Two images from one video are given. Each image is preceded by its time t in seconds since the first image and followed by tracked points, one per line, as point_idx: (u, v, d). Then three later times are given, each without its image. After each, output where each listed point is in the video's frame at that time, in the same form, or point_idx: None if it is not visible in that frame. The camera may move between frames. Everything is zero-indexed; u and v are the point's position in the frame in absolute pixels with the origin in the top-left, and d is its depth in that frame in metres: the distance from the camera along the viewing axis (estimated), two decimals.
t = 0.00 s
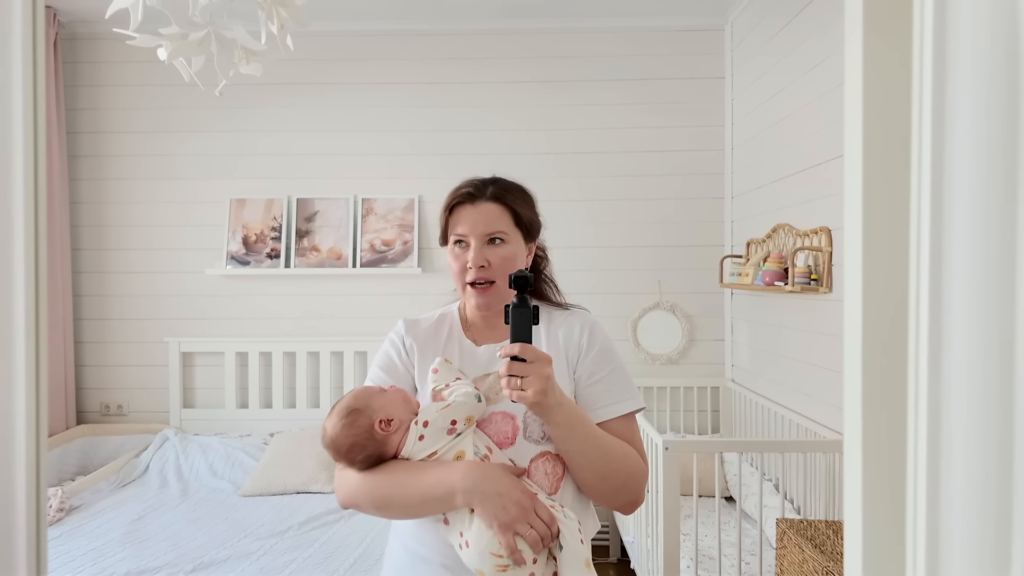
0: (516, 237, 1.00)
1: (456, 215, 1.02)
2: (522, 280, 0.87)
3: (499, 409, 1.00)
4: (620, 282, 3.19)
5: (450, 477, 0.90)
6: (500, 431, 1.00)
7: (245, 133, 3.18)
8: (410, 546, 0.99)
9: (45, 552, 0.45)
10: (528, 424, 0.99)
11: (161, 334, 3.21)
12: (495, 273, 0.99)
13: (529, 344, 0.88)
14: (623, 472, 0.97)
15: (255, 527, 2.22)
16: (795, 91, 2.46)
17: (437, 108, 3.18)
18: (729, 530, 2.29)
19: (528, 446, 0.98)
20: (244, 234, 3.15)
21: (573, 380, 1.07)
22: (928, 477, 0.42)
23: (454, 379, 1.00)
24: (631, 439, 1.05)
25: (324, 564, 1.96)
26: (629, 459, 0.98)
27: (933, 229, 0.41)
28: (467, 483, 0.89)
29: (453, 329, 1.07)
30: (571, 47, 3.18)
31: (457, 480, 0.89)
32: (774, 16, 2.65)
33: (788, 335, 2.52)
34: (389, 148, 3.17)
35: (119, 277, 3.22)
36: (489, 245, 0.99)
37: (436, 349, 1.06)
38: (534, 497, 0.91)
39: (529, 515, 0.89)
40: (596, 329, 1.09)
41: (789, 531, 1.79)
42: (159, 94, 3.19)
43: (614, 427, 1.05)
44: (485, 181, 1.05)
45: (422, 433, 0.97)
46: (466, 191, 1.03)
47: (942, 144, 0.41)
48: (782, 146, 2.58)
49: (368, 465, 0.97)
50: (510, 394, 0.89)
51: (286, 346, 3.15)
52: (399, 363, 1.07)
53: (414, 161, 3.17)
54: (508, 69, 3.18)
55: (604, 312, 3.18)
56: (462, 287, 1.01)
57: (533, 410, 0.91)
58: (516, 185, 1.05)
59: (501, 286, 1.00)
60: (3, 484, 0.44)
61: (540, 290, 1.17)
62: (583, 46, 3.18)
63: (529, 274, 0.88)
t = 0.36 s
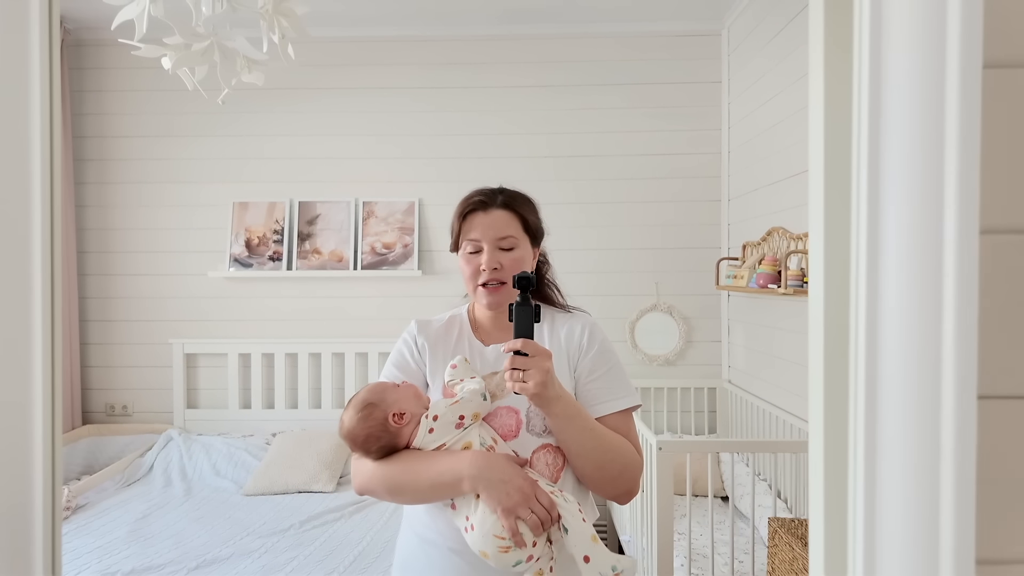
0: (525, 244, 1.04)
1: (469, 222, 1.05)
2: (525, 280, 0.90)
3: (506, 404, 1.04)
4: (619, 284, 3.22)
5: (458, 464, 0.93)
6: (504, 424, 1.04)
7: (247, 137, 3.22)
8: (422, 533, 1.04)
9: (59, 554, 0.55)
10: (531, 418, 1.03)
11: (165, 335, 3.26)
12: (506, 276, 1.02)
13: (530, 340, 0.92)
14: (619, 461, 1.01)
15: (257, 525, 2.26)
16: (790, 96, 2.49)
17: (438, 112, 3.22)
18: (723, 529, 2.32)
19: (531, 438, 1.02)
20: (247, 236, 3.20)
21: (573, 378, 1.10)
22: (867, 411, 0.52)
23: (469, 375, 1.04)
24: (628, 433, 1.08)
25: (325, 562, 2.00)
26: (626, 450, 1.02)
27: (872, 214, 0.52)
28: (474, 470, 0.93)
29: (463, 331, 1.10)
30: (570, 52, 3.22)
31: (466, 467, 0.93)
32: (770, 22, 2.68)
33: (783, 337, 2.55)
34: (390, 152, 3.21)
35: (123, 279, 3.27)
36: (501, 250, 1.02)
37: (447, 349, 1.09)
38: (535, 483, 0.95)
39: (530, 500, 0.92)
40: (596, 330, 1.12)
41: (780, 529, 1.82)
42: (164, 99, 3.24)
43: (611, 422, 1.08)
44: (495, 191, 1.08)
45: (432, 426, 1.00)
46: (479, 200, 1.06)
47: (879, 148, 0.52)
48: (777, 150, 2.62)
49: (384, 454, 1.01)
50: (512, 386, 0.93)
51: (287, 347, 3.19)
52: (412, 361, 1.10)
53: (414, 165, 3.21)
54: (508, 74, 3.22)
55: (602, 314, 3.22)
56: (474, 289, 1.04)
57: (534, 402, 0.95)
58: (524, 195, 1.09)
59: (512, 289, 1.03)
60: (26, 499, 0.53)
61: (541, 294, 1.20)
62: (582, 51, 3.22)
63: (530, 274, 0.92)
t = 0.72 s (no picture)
0: (537, 252, 1.07)
1: (485, 225, 1.06)
2: (528, 280, 0.93)
3: (506, 399, 1.06)
4: (617, 284, 3.24)
5: (461, 457, 0.96)
6: (505, 418, 1.06)
7: (247, 138, 3.25)
8: (426, 523, 1.06)
9: (62, 556, 0.58)
10: (531, 412, 1.05)
11: (167, 335, 3.29)
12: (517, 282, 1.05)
13: (532, 337, 0.94)
14: (615, 451, 1.03)
15: (257, 522, 2.29)
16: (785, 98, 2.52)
17: (437, 113, 3.24)
18: (718, 527, 2.34)
19: (530, 432, 1.05)
20: (248, 237, 3.23)
21: (570, 375, 1.12)
22: (828, 399, 0.56)
23: (470, 375, 1.06)
24: (625, 427, 1.11)
25: (324, 558, 2.02)
26: (622, 442, 1.04)
27: (831, 216, 0.56)
28: (477, 463, 0.95)
29: (464, 331, 1.12)
30: (568, 53, 3.24)
31: (468, 460, 0.95)
32: (765, 24, 2.71)
33: (778, 337, 2.57)
34: (390, 153, 3.24)
35: (126, 279, 3.30)
36: (515, 257, 1.05)
37: (448, 348, 1.11)
38: (535, 474, 0.98)
39: (531, 491, 0.95)
40: (592, 329, 1.14)
41: (773, 527, 1.84)
42: (166, 101, 3.27)
43: (606, 416, 1.10)
44: (512, 197, 1.10)
45: (437, 421, 1.02)
46: (498, 206, 1.07)
47: (838, 154, 0.56)
48: (773, 151, 2.64)
49: (391, 447, 1.02)
50: (514, 381, 0.95)
51: (288, 346, 3.22)
52: (416, 360, 1.12)
53: (414, 166, 3.24)
54: (507, 76, 3.24)
55: (600, 314, 3.24)
56: (484, 291, 1.06)
57: (535, 396, 0.97)
58: (537, 205, 1.11)
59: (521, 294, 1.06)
60: (30, 502, 0.56)
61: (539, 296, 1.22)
62: (580, 52, 3.24)
63: (533, 275, 0.95)
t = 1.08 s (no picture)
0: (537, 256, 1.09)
1: (487, 231, 1.06)
2: (528, 281, 0.94)
3: (502, 398, 1.07)
4: (615, 284, 3.25)
5: (462, 452, 0.97)
6: (501, 415, 1.08)
7: (246, 139, 3.27)
8: (423, 517, 1.08)
9: (62, 554, 0.59)
10: (528, 409, 1.07)
11: (167, 334, 3.30)
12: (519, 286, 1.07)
13: (532, 335, 0.95)
14: (608, 447, 1.04)
15: (256, 521, 2.30)
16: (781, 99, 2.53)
17: (436, 114, 3.25)
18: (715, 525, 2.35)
19: (526, 429, 1.06)
20: (247, 237, 3.24)
21: (565, 374, 1.13)
22: (807, 392, 0.58)
23: (468, 375, 1.07)
24: (619, 425, 1.12)
25: (322, 556, 2.04)
26: (616, 439, 1.05)
27: (810, 211, 0.57)
28: (477, 457, 0.96)
29: (462, 328, 1.12)
30: (566, 54, 3.25)
31: (469, 455, 0.96)
32: (762, 26, 2.72)
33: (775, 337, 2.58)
34: (389, 153, 3.25)
35: (126, 279, 3.31)
36: (516, 261, 1.06)
37: (447, 346, 1.11)
38: (534, 470, 0.99)
39: (530, 485, 0.96)
40: (587, 329, 1.16)
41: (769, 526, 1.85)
42: (166, 102, 3.28)
43: (601, 413, 1.12)
44: (511, 202, 1.10)
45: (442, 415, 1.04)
46: (499, 211, 1.07)
47: (818, 158, 0.57)
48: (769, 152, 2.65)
49: (400, 437, 1.02)
50: (513, 379, 0.96)
51: (288, 345, 3.23)
52: (413, 356, 1.12)
53: (412, 166, 3.25)
54: (505, 76, 3.26)
55: (598, 313, 3.25)
56: (486, 294, 1.07)
57: (534, 394, 0.98)
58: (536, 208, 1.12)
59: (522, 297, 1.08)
60: (30, 501, 0.57)
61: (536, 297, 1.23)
62: (578, 53, 3.25)
63: (534, 276, 0.96)
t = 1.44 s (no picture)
0: (531, 261, 1.08)
1: (479, 237, 1.06)
2: (528, 281, 0.94)
3: (504, 398, 1.08)
4: (615, 284, 3.25)
5: (470, 447, 0.96)
6: (502, 415, 1.07)
7: (247, 139, 3.27)
8: (421, 518, 1.08)
9: (69, 553, 0.59)
10: (527, 409, 1.07)
11: (168, 335, 3.30)
12: (512, 292, 1.07)
13: (532, 335, 0.96)
14: (608, 446, 1.04)
15: (257, 521, 2.31)
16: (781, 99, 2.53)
17: (436, 114, 3.26)
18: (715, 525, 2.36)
19: (526, 428, 1.06)
20: (248, 237, 3.24)
21: (563, 373, 1.14)
22: (810, 393, 0.58)
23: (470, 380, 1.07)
24: (616, 424, 1.12)
25: (323, 556, 2.04)
26: (615, 437, 1.06)
27: (813, 213, 0.58)
28: (484, 453, 0.96)
29: (461, 328, 1.13)
30: (567, 55, 3.26)
31: (477, 450, 0.96)
32: (762, 27, 2.72)
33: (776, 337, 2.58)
34: (390, 153, 3.26)
35: (128, 279, 3.31)
36: (510, 268, 1.06)
37: (446, 345, 1.12)
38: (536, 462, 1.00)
39: (536, 477, 0.98)
40: (585, 330, 1.16)
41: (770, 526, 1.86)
42: (168, 102, 3.28)
43: (600, 413, 1.12)
44: (504, 206, 1.09)
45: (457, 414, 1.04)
46: (491, 218, 1.07)
47: (821, 160, 0.57)
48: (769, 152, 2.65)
49: (428, 418, 1.03)
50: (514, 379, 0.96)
51: (289, 345, 3.24)
52: (413, 353, 1.13)
53: (413, 167, 3.25)
54: (506, 77, 3.26)
55: (599, 314, 3.25)
56: (479, 299, 1.08)
57: (534, 394, 0.99)
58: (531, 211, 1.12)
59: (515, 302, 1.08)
60: (39, 500, 0.57)
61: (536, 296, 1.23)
62: (578, 54, 3.26)
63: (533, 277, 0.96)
